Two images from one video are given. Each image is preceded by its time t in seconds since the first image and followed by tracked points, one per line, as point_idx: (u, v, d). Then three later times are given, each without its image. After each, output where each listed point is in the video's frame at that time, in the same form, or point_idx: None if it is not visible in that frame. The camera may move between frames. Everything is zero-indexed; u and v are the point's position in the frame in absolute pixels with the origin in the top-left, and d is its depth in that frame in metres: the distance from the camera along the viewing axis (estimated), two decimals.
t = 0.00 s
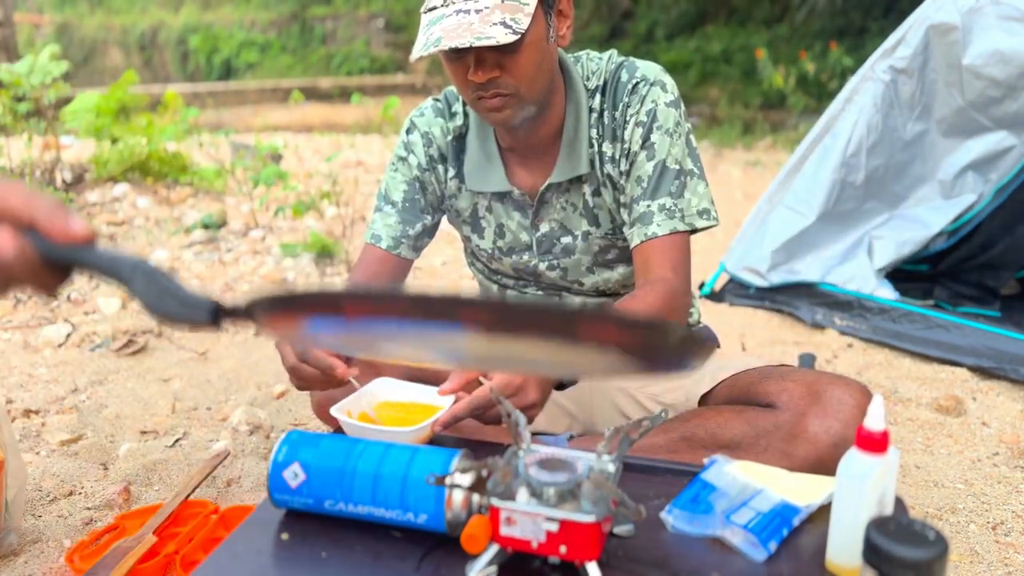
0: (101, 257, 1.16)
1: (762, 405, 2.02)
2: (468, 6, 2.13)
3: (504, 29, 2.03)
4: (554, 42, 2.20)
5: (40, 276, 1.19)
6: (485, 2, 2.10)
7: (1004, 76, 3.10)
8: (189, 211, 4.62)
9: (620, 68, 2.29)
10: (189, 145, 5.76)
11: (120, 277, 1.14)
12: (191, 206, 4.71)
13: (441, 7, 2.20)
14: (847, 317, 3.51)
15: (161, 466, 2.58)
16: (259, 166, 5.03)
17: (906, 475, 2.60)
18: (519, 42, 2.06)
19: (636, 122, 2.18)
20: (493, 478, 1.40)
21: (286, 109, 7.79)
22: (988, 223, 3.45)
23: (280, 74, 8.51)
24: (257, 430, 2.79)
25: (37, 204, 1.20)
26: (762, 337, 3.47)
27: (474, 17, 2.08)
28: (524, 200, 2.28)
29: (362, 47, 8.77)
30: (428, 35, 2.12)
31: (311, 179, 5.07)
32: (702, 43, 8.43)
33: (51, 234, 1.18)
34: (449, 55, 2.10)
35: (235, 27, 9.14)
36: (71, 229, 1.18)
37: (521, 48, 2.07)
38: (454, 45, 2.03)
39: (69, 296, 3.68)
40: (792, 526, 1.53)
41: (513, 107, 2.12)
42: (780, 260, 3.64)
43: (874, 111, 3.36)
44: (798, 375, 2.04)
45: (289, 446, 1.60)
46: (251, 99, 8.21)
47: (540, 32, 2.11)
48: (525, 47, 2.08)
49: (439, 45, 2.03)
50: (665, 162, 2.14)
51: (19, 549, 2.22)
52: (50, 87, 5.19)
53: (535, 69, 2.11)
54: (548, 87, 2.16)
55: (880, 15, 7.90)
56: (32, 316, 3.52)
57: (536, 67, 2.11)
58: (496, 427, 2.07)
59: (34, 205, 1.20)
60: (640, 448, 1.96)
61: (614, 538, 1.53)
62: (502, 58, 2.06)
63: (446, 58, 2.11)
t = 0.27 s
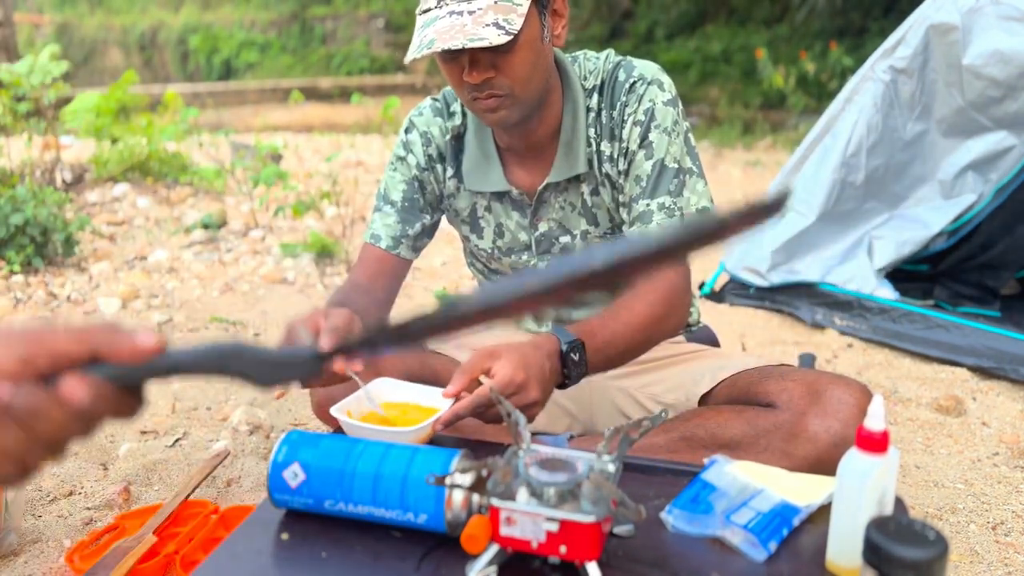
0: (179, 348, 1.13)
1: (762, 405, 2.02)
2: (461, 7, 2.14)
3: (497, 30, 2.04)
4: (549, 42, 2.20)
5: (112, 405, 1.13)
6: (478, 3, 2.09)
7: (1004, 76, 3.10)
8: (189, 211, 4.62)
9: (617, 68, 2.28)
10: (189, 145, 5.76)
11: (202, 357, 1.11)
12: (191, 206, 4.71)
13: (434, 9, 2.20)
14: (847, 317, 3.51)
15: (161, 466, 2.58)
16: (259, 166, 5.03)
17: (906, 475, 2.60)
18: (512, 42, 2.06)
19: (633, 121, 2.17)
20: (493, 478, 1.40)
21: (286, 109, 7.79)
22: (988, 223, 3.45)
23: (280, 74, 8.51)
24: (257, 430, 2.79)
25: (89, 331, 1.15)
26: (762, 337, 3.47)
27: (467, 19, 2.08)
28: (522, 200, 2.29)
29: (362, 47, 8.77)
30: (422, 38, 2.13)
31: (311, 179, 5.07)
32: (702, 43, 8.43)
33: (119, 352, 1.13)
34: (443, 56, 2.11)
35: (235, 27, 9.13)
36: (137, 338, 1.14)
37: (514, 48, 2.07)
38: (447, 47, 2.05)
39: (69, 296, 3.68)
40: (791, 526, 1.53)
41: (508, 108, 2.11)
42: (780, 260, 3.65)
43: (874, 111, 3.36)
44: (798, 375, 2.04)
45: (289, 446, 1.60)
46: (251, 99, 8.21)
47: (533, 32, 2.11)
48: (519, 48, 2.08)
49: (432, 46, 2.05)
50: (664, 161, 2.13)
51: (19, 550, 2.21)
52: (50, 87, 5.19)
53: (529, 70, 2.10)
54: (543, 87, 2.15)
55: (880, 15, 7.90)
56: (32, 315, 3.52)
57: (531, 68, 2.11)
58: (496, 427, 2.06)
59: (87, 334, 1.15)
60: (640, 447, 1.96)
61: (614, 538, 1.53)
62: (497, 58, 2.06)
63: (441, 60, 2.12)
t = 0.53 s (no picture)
0: (234, 238, 1.24)
1: (762, 405, 2.02)
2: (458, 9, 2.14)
3: (493, 31, 2.02)
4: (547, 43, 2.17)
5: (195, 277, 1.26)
6: (475, 5, 2.08)
7: (1004, 76, 3.09)
8: (189, 211, 4.62)
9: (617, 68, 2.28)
10: (189, 145, 5.76)
11: (262, 246, 1.25)
12: (191, 206, 4.70)
13: (432, 10, 2.21)
14: (847, 316, 3.51)
15: (162, 466, 2.58)
16: (259, 166, 5.02)
17: (906, 474, 2.60)
18: (509, 44, 2.04)
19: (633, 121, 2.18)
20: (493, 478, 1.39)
21: (286, 109, 7.79)
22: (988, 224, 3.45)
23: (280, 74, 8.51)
24: (257, 430, 2.79)
25: (150, 230, 1.21)
26: (762, 337, 3.47)
27: (463, 20, 2.08)
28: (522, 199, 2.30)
29: (362, 47, 8.77)
30: (421, 39, 2.15)
31: (311, 179, 5.07)
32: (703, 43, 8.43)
33: (186, 254, 1.22)
34: (441, 58, 2.13)
35: (235, 27, 9.12)
36: (195, 237, 1.23)
37: (511, 50, 2.06)
38: (443, 49, 2.05)
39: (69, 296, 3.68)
40: (792, 526, 1.53)
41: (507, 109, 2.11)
42: (780, 260, 3.65)
43: (874, 111, 3.35)
44: (798, 374, 2.04)
45: (289, 446, 1.60)
46: (251, 99, 8.20)
47: (530, 33, 2.10)
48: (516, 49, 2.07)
49: (430, 49, 2.06)
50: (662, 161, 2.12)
51: (19, 550, 2.21)
52: (50, 87, 5.19)
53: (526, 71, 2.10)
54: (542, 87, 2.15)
55: (880, 15, 7.90)
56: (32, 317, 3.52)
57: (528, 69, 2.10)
58: (496, 427, 2.06)
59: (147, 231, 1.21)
60: (640, 447, 1.96)
61: (614, 538, 1.53)
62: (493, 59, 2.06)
63: (441, 61, 2.14)
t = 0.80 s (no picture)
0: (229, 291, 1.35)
1: (762, 405, 2.02)
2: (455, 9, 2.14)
3: (490, 31, 2.03)
4: (544, 41, 2.19)
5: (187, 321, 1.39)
6: (472, 5, 2.09)
7: (1004, 76, 3.09)
8: (189, 211, 4.62)
9: (616, 67, 2.27)
10: (189, 145, 5.75)
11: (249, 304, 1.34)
12: (191, 206, 4.70)
13: (429, 10, 2.19)
14: (847, 316, 3.51)
15: (162, 466, 2.58)
16: (259, 166, 5.02)
17: (906, 475, 2.60)
18: (506, 42, 2.05)
19: (632, 119, 2.17)
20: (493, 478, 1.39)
21: (286, 109, 7.79)
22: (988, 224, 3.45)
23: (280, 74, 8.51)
24: (257, 430, 2.79)
25: (165, 266, 1.39)
26: (762, 337, 3.47)
27: (461, 20, 2.08)
28: (521, 199, 2.30)
29: (362, 47, 8.76)
30: (417, 40, 2.13)
31: (312, 179, 5.07)
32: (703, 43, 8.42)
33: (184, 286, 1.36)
34: (438, 58, 2.11)
35: (235, 27, 9.10)
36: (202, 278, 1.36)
37: (509, 48, 2.06)
38: (441, 49, 2.04)
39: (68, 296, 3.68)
40: (792, 526, 1.52)
41: (505, 108, 2.11)
42: (780, 260, 3.64)
43: (874, 111, 3.36)
44: (798, 374, 2.03)
45: (289, 446, 1.60)
46: (251, 99, 8.20)
47: (528, 32, 2.10)
48: (514, 47, 2.07)
49: (427, 49, 2.05)
50: (662, 160, 2.11)
51: (19, 550, 2.21)
52: (50, 87, 5.19)
53: (524, 70, 2.09)
54: (541, 86, 2.15)
55: (880, 15, 7.90)
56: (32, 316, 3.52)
57: (526, 67, 2.10)
58: (496, 428, 2.07)
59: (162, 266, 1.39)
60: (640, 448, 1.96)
61: (614, 538, 1.53)
62: (491, 58, 2.06)
63: (438, 62, 2.12)
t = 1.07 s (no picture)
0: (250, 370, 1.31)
1: (761, 405, 2.01)
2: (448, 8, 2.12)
3: (484, 29, 2.03)
4: (539, 40, 2.19)
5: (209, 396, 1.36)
6: (466, 4, 2.08)
7: (1004, 76, 3.09)
8: (189, 211, 4.62)
9: (611, 64, 2.27)
10: (189, 145, 5.75)
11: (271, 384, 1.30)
12: (191, 206, 4.70)
13: (424, 10, 2.18)
14: (847, 317, 3.51)
15: (162, 466, 2.58)
16: (259, 166, 5.02)
17: (906, 475, 2.60)
18: (501, 40, 2.05)
19: (629, 116, 2.18)
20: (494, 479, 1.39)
21: (286, 109, 7.79)
22: (988, 224, 3.45)
23: (280, 74, 8.52)
24: (257, 430, 2.79)
25: (195, 342, 1.38)
26: (762, 337, 3.47)
27: (454, 19, 2.07)
28: (519, 197, 2.28)
29: (362, 47, 8.77)
30: (411, 40, 2.11)
31: (311, 179, 5.07)
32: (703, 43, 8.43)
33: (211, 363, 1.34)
34: (433, 57, 2.10)
35: (235, 27, 9.10)
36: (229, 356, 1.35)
37: (504, 47, 2.06)
38: (435, 48, 2.03)
39: (69, 296, 3.68)
40: (792, 526, 1.53)
41: (501, 106, 2.11)
42: (780, 260, 3.64)
43: (874, 111, 3.36)
44: (798, 374, 2.03)
45: (289, 446, 1.60)
46: (251, 99, 8.21)
47: (523, 31, 2.10)
48: (509, 46, 2.07)
49: (422, 49, 2.03)
50: (660, 155, 2.14)
51: (19, 550, 2.21)
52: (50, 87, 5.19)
53: (520, 68, 2.10)
54: (535, 84, 2.15)
55: (880, 15, 7.91)
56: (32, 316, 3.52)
57: (521, 65, 2.10)
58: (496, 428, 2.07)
59: (193, 341, 1.39)
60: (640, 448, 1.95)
61: (614, 538, 1.53)
62: (486, 57, 2.06)
63: (432, 62, 2.11)
